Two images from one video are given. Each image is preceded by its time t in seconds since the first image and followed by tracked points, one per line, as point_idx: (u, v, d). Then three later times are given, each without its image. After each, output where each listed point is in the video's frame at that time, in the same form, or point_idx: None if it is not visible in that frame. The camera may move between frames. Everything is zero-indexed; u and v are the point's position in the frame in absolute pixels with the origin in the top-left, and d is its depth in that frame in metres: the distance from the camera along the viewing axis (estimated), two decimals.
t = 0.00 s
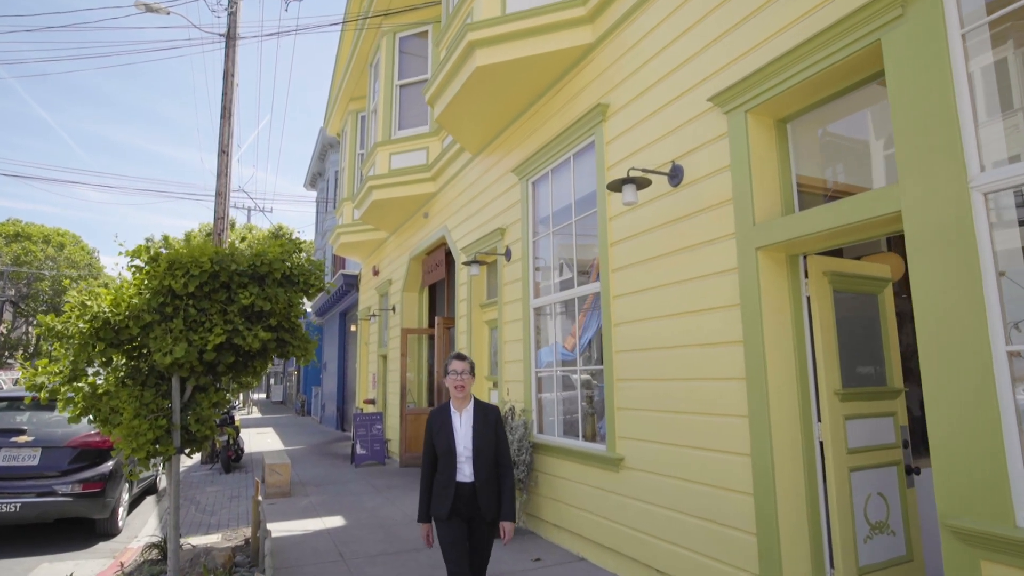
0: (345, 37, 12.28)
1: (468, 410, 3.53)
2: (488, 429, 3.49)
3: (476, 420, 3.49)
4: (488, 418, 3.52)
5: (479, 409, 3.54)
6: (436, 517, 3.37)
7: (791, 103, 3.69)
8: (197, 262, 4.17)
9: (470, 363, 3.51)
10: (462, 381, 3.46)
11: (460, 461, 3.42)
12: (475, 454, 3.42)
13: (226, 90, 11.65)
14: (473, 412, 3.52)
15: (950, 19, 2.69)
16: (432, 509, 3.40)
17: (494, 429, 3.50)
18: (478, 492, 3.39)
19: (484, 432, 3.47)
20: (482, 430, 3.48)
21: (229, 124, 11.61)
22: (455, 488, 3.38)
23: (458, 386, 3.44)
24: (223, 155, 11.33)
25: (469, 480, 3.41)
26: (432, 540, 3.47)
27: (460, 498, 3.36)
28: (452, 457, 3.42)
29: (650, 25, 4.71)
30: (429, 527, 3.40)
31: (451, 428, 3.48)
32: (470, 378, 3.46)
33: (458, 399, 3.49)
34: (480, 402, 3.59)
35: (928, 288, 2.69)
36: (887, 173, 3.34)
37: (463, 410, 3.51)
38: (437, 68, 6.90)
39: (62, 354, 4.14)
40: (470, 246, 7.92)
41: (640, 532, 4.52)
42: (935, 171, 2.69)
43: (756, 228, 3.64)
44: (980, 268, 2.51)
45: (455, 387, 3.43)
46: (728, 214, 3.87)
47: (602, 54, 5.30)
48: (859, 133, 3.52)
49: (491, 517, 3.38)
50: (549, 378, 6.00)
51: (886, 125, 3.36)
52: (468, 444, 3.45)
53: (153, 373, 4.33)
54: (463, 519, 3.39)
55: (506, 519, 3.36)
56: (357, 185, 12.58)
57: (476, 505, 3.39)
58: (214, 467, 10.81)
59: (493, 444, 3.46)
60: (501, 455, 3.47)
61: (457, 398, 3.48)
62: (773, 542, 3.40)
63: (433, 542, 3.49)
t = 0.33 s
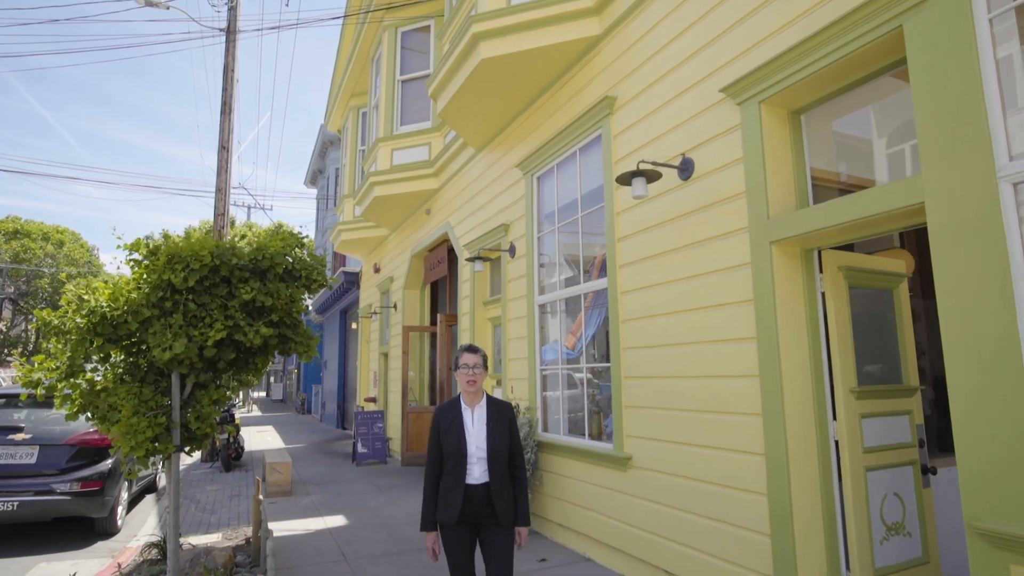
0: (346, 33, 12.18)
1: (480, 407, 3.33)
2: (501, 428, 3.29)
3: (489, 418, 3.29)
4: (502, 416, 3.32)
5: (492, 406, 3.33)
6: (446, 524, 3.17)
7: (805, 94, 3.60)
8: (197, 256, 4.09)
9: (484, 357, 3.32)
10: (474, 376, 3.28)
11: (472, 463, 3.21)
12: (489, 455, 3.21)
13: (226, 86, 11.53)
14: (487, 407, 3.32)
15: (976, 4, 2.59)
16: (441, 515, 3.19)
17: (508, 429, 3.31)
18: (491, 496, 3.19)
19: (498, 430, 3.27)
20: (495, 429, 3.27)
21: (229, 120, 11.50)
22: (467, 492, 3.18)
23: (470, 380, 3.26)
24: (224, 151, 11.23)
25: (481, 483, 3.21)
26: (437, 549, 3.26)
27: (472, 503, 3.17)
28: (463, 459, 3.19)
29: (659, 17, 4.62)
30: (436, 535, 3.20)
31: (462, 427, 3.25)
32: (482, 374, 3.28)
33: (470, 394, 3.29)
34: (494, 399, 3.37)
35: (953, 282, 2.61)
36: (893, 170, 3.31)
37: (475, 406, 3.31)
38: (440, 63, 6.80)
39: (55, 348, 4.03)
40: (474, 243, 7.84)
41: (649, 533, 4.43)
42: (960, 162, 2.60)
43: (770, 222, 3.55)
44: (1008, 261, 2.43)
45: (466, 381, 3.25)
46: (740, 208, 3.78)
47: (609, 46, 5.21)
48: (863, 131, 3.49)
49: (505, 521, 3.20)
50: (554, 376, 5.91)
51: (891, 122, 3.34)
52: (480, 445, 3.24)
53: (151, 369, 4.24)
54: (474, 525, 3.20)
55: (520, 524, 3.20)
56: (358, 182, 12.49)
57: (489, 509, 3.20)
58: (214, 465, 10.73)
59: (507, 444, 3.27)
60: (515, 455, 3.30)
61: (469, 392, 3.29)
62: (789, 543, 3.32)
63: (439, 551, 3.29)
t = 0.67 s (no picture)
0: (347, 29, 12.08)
1: (495, 407, 3.12)
2: (519, 430, 3.10)
3: (506, 419, 3.09)
4: (518, 417, 3.13)
5: (508, 406, 3.13)
6: (464, 536, 2.92)
7: (822, 84, 3.51)
8: (197, 250, 4.00)
9: (500, 352, 3.11)
10: (490, 373, 3.05)
11: (491, 468, 3.00)
12: (510, 459, 3.02)
13: (227, 81, 11.42)
14: (503, 407, 3.12)
15: None
16: (458, 526, 2.94)
17: (525, 431, 3.13)
18: (511, 503, 2.99)
19: (516, 432, 3.08)
20: (512, 430, 3.08)
21: (229, 116, 11.40)
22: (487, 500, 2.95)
23: (486, 378, 3.04)
24: (224, 147, 11.12)
25: (500, 489, 3.00)
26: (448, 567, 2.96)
27: (492, 512, 2.94)
28: (483, 463, 2.97)
29: (669, 6, 4.52)
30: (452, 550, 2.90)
31: (480, 429, 3.02)
32: (499, 370, 3.06)
33: (485, 393, 3.07)
34: (509, 399, 3.18)
35: (980, 276, 2.51)
36: (894, 166, 3.27)
37: (491, 406, 3.10)
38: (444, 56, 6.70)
39: (50, 344, 3.92)
40: (477, 239, 7.75)
41: (658, 533, 4.34)
42: (988, 151, 2.51)
43: (785, 215, 3.45)
44: None
45: (482, 379, 3.03)
46: (754, 201, 3.69)
47: (617, 38, 5.11)
48: (867, 128, 3.45)
49: (525, 531, 3.00)
50: (559, 374, 5.83)
51: (892, 121, 3.31)
52: (498, 448, 3.04)
53: (150, 365, 4.17)
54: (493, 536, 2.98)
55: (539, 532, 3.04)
56: (359, 179, 12.41)
57: (509, 519, 2.99)
58: (214, 464, 10.65)
59: (526, 447, 3.10)
60: (532, 460, 3.14)
61: (485, 392, 3.07)
62: (806, 545, 3.22)
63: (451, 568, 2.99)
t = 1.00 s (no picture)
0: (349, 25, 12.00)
1: (519, 404, 2.91)
2: (546, 434, 2.87)
3: (531, 420, 2.87)
4: (545, 417, 2.91)
5: (533, 405, 2.91)
6: (485, 550, 2.69)
7: (837, 74, 3.42)
8: (196, 244, 3.92)
9: (523, 343, 2.88)
10: (512, 368, 2.85)
11: (515, 474, 2.77)
12: (536, 464, 2.79)
13: (227, 77, 11.34)
14: (527, 405, 2.91)
15: None
16: (479, 538, 2.72)
17: (552, 431, 2.92)
18: (537, 513, 2.77)
19: (542, 435, 2.86)
20: (538, 433, 2.86)
21: (230, 112, 11.32)
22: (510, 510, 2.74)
23: (508, 373, 2.83)
24: (225, 144, 11.05)
25: (525, 498, 2.77)
26: None
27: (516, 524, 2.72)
28: (505, 469, 2.75)
29: None
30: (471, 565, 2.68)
31: (502, 431, 2.82)
32: (521, 364, 2.84)
33: (508, 389, 2.86)
34: (533, 397, 2.96)
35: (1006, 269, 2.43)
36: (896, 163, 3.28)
37: (514, 402, 2.89)
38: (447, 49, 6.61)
39: (47, 339, 3.84)
40: (480, 235, 7.67)
41: (666, 533, 4.26)
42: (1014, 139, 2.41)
43: (799, 208, 3.36)
44: None
45: (504, 374, 2.82)
46: (766, 194, 3.60)
47: (624, 29, 5.02)
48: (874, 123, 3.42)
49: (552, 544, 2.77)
50: (564, 372, 5.74)
51: (894, 120, 3.32)
52: (523, 453, 2.81)
53: (149, 362, 4.10)
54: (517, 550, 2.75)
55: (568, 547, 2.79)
56: (361, 177, 12.33)
57: (534, 531, 2.76)
58: (215, 462, 10.58)
59: (553, 452, 2.86)
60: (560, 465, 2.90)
61: (508, 388, 2.86)
62: (823, 547, 3.13)
63: None
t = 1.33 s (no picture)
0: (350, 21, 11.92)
1: (538, 405, 2.75)
2: (569, 437, 2.68)
3: (552, 421, 2.69)
4: (569, 418, 2.72)
5: (555, 405, 2.74)
6: (500, 560, 2.58)
7: (850, 65, 3.34)
8: (196, 238, 3.85)
9: (543, 337, 2.76)
10: (532, 364, 2.69)
11: (533, 481, 2.62)
12: (556, 470, 2.61)
13: (228, 73, 11.26)
14: (547, 405, 2.74)
15: None
16: (494, 547, 2.61)
17: (578, 434, 2.71)
18: (557, 524, 2.60)
19: (564, 438, 2.67)
20: (559, 435, 2.67)
21: (230, 108, 11.23)
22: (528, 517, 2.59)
23: (527, 369, 2.68)
24: (225, 140, 10.97)
25: (544, 507, 2.61)
26: None
27: (532, 533, 2.59)
28: (522, 476, 2.60)
29: None
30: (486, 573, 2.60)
31: (520, 433, 2.67)
32: (542, 358, 2.70)
33: (528, 387, 2.71)
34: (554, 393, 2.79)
35: None
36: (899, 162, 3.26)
37: (534, 401, 2.74)
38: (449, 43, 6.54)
39: (44, 335, 3.78)
40: (483, 232, 7.60)
41: (674, 533, 4.19)
42: None
43: (812, 202, 3.29)
44: None
45: (523, 370, 2.67)
46: (778, 188, 3.53)
47: (631, 21, 4.95)
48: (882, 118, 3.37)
49: (573, 556, 2.60)
50: (569, 369, 5.67)
51: (897, 118, 3.29)
52: (543, 458, 2.64)
53: (148, 358, 4.04)
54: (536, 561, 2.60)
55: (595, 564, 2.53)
56: (362, 173, 12.26)
57: (554, 541, 2.61)
58: (215, 461, 10.51)
59: (577, 456, 2.66)
60: (587, 471, 2.69)
61: (528, 386, 2.71)
62: (837, 549, 3.06)
63: None
